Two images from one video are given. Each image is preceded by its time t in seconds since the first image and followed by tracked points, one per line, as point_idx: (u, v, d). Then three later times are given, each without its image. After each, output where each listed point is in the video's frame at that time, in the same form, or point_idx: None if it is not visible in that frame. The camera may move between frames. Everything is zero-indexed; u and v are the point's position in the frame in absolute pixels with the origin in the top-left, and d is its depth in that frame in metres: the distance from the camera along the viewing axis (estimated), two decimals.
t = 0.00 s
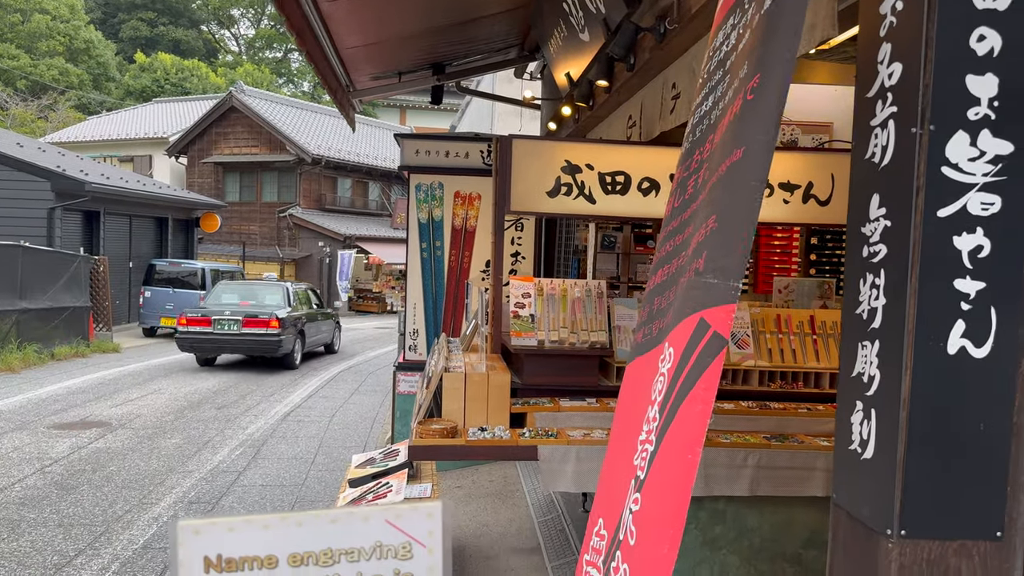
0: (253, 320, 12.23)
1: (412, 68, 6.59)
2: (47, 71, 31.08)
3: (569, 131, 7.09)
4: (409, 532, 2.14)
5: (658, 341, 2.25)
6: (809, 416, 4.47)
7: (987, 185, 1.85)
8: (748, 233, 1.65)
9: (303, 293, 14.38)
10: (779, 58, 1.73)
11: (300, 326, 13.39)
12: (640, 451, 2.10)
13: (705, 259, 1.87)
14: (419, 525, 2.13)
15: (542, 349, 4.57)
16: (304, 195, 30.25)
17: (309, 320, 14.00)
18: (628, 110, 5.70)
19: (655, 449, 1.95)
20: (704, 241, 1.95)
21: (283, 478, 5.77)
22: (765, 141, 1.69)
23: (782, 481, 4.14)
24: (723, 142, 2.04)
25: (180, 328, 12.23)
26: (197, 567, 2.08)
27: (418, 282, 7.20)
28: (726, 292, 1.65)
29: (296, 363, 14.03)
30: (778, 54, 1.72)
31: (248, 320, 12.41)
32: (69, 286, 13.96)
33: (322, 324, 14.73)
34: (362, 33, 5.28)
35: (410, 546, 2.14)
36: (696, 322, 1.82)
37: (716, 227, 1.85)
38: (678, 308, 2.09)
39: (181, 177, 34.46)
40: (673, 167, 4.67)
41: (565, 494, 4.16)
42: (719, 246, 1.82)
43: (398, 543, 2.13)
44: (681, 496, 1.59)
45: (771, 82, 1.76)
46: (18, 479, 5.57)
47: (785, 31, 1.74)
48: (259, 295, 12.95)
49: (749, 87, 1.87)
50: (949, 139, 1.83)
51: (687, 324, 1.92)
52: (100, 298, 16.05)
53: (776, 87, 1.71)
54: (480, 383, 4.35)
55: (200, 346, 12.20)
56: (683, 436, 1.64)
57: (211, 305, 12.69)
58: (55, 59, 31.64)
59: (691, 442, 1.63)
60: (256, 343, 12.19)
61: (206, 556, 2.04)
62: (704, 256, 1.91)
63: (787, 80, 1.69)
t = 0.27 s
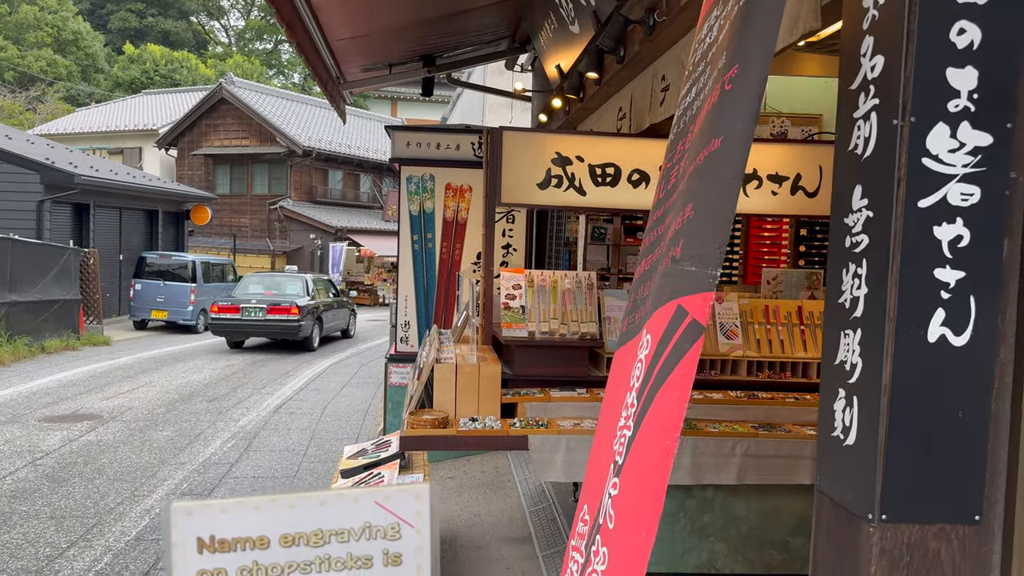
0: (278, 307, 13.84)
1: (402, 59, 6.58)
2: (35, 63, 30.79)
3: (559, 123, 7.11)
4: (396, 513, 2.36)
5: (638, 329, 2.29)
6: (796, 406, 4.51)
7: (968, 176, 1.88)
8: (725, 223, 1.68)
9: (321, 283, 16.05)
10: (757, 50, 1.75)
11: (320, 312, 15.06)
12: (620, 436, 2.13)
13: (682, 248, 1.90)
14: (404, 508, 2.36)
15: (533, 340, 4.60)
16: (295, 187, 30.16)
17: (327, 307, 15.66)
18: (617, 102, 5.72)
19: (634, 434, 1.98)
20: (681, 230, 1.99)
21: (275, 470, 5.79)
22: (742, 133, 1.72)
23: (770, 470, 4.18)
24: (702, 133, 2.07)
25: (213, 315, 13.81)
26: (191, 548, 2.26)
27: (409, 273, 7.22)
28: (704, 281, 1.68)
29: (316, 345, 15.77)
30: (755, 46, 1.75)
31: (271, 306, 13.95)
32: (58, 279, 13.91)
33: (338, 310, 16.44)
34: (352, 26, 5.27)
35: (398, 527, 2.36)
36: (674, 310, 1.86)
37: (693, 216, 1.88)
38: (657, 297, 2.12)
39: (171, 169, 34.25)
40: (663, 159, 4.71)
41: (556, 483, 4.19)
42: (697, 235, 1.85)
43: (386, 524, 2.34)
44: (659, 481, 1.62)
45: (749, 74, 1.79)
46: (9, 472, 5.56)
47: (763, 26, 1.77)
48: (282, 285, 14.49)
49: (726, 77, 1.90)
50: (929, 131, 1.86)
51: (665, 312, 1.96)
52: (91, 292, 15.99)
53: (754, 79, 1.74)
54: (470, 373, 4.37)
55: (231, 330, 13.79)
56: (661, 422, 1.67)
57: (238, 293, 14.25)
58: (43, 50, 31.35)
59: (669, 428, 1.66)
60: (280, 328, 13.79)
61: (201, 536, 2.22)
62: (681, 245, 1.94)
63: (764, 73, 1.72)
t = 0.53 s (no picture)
0: (306, 293, 15.79)
1: (402, 46, 6.57)
2: (32, 51, 30.61)
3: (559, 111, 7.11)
4: (399, 484, 2.25)
5: (637, 312, 2.30)
6: (794, 391, 4.54)
7: (964, 160, 1.89)
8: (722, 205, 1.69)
9: (344, 270, 17.95)
10: (755, 34, 1.76)
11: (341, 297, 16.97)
12: (618, 418, 2.15)
13: (680, 231, 1.91)
14: (407, 478, 2.24)
15: (532, 327, 4.63)
16: (294, 175, 30.03)
17: (349, 292, 17.59)
18: (617, 89, 5.74)
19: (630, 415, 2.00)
20: (679, 213, 2.00)
21: (277, 456, 5.82)
22: (741, 116, 1.73)
23: (767, 455, 4.22)
24: (701, 117, 2.08)
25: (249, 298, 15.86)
26: (197, 518, 2.16)
27: (409, 261, 7.24)
28: (701, 263, 1.68)
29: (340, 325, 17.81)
30: (754, 29, 1.76)
31: (301, 292, 15.86)
32: (58, 268, 13.90)
33: (358, 294, 18.38)
34: (351, 12, 5.25)
35: (400, 497, 2.26)
36: (671, 292, 1.86)
37: (691, 199, 1.89)
38: (655, 279, 2.14)
39: (170, 158, 34.18)
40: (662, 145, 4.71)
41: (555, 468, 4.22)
42: (694, 218, 1.86)
43: (389, 495, 2.24)
44: (653, 461, 1.62)
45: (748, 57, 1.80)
46: (10, 459, 5.58)
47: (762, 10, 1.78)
48: (309, 272, 16.41)
49: (725, 60, 1.92)
50: (926, 114, 1.87)
51: (663, 293, 1.97)
52: (90, 280, 16.00)
53: (752, 62, 1.75)
54: (470, 359, 4.39)
55: (265, 311, 15.84)
56: (656, 403, 1.67)
57: (272, 279, 16.27)
58: (40, 38, 31.20)
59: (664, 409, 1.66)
60: (307, 310, 15.77)
61: (206, 506, 2.13)
62: (679, 228, 1.95)
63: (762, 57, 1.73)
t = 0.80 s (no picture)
0: (342, 274, 17.50)
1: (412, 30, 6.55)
2: (44, 37, 30.71)
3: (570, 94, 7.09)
4: (412, 453, 2.26)
5: (648, 294, 2.31)
6: (804, 374, 4.54)
7: (977, 139, 1.87)
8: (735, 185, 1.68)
9: (379, 254, 19.60)
10: (768, 14, 1.76)
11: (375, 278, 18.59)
12: (628, 398, 2.15)
13: (692, 211, 1.91)
14: (421, 447, 2.26)
15: (542, 311, 4.64)
16: (305, 161, 30.04)
17: (382, 275, 19.21)
18: (628, 72, 5.73)
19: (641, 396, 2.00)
20: (690, 193, 2.01)
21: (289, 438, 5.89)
22: (753, 95, 1.72)
23: (777, 438, 4.22)
24: (713, 97, 2.07)
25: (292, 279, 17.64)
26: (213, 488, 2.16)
27: (419, 245, 7.27)
28: (712, 243, 1.68)
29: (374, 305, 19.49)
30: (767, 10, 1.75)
31: (337, 274, 17.56)
32: (71, 252, 13.95)
33: (391, 276, 20.03)
34: None
35: (415, 466, 2.27)
36: (682, 272, 1.86)
37: (703, 179, 1.89)
38: (666, 261, 2.14)
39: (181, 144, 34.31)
40: (673, 128, 4.68)
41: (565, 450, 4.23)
42: (706, 198, 1.86)
43: (403, 463, 2.25)
44: (665, 441, 1.61)
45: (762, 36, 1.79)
46: (26, 441, 5.66)
47: None
48: (346, 256, 18.07)
49: (737, 41, 1.92)
50: (939, 93, 1.85)
51: (674, 274, 1.97)
52: (104, 265, 16.13)
53: (765, 42, 1.74)
54: (480, 342, 4.40)
55: (307, 291, 17.60)
56: (667, 383, 1.67)
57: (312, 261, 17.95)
58: (51, 24, 31.29)
59: (675, 389, 1.65)
60: (343, 290, 17.46)
61: (225, 474, 2.13)
62: (690, 210, 1.95)
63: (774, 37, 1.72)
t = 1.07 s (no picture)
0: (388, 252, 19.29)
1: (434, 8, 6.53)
2: (70, 21, 31.02)
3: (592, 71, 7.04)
4: (431, 413, 1.70)
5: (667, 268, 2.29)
6: (827, 353, 4.50)
7: (1004, 108, 1.81)
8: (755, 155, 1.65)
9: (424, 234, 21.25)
10: None
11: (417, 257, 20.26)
12: (647, 371, 2.14)
13: (713, 183, 1.88)
14: (438, 406, 1.69)
15: (562, 289, 4.64)
16: (327, 143, 30.35)
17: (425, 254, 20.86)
18: (651, 48, 5.68)
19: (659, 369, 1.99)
20: (711, 166, 1.98)
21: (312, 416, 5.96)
22: (774, 64, 1.69)
23: (799, 417, 4.19)
24: (735, 66, 2.03)
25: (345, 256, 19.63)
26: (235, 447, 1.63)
27: (440, 225, 7.30)
28: (731, 215, 1.66)
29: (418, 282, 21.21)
30: None
31: (384, 252, 19.37)
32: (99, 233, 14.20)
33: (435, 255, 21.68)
34: None
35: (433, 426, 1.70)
36: (702, 245, 1.84)
37: (724, 151, 1.85)
38: (686, 233, 2.11)
39: (205, 126, 34.61)
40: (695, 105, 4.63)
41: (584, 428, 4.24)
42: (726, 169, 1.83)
43: (421, 423, 1.70)
44: (682, 415, 1.59)
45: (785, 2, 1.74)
46: (58, 418, 5.81)
47: None
48: (393, 236, 19.80)
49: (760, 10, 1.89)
50: (965, 61, 1.79)
51: (694, 247, 1.94)
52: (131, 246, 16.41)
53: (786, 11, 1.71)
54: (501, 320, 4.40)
55: (357, 267, 19.54)
56: (686, 356, 1.64)
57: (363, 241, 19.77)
58: (78, 8, 31.62)
59: (695, 362, 1.63)
60: (388, 266, 19.27)
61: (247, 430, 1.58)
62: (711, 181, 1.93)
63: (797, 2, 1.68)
